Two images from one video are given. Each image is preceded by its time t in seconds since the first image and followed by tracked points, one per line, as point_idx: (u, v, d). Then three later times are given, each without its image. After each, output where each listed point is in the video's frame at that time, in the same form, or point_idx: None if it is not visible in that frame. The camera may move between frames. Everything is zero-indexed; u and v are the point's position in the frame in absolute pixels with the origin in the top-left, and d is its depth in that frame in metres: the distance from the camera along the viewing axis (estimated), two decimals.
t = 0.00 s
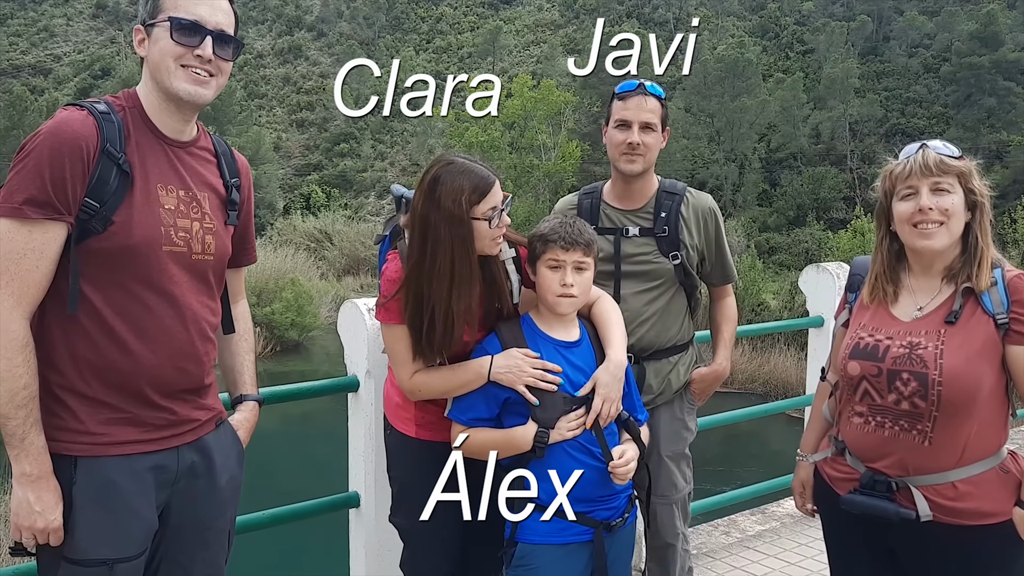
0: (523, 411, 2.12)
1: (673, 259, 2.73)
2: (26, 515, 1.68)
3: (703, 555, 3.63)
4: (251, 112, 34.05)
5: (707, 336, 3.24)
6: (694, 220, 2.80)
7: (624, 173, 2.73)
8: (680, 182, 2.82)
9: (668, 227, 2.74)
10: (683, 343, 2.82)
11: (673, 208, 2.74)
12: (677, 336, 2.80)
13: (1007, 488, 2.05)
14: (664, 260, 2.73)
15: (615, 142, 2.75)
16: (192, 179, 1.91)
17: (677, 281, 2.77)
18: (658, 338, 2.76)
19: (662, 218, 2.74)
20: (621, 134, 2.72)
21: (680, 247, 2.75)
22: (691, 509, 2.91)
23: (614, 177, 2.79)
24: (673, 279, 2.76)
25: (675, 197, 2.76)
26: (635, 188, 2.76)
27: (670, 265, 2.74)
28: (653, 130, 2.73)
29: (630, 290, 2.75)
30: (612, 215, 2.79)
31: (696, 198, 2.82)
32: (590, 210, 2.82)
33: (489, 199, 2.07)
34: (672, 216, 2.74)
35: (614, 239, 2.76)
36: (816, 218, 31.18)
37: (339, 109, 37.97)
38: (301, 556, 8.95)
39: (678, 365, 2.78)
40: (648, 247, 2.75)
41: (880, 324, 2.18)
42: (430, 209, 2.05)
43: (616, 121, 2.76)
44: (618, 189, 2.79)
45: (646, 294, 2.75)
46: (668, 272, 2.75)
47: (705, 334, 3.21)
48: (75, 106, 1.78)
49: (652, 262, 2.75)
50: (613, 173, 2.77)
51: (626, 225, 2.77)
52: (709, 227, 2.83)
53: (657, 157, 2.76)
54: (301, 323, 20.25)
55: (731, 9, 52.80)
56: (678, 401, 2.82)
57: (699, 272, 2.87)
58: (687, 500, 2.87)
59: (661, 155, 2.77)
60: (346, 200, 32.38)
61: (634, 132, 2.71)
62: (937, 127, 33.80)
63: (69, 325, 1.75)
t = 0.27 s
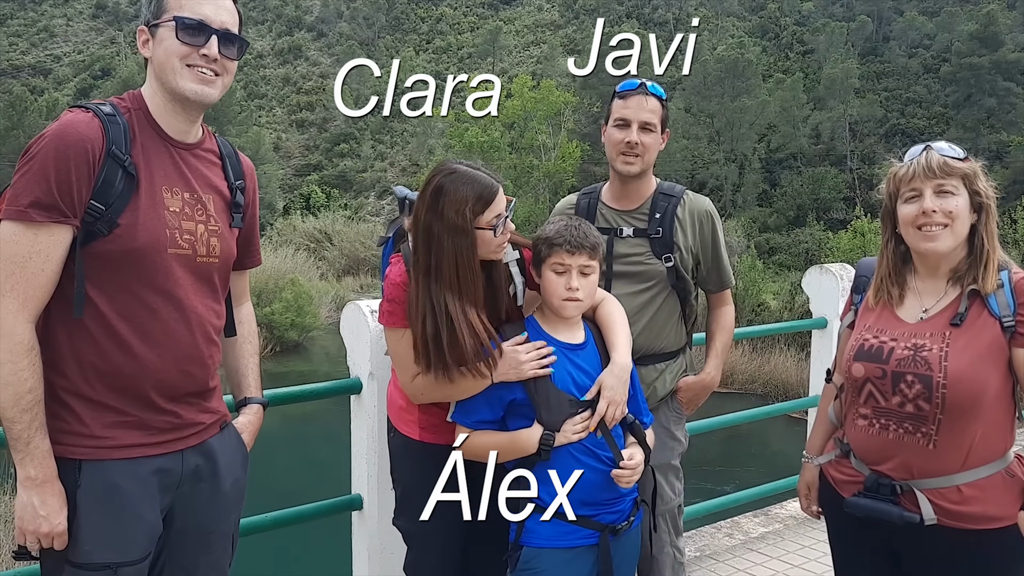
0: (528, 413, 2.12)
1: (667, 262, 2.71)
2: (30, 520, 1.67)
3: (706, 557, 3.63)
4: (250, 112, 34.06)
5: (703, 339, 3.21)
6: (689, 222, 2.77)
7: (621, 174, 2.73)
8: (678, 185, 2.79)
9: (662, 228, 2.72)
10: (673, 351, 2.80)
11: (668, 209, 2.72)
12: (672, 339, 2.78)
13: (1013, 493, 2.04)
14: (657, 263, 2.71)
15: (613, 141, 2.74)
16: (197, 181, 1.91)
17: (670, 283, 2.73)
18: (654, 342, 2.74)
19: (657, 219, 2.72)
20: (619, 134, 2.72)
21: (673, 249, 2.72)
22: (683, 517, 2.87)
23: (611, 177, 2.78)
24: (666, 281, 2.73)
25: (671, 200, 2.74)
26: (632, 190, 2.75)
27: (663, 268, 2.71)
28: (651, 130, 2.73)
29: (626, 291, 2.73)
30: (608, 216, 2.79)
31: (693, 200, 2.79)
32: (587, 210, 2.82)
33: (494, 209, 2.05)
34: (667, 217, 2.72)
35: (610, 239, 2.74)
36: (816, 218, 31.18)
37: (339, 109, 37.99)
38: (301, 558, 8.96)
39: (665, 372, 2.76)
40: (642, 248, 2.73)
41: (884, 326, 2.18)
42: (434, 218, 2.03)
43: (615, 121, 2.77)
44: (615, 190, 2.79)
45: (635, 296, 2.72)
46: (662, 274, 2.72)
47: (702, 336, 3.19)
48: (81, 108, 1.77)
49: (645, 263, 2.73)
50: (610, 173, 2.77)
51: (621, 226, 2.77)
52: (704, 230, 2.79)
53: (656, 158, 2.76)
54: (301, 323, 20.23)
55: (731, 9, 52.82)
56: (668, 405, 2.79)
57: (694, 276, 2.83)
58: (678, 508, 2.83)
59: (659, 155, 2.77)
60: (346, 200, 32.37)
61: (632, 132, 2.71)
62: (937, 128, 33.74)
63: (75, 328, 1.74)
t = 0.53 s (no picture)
0: (528, 415, 2.12)
1: (660, 266, 2.70)
2: (31, 521, 1.67)
3: (707, 557, 3.63)
4: (251, 112, 34.09)
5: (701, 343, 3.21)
6: (684, 226, 2.75)
7: (616, 179, 2.74)
8: (675, 188, 2.79)
9: (656, 233, 2.72)
10: (669, 357, 2.79)
11: (662, 213, 2.72)
12: (668, 341, 2.78)
13: (1013, 494, 2.04)
14: (652, 266, 2.71)
15: (607, 145, 2.76)
16: (199, 184, 1.91)
17: (665, 287, 2.72)
18: (649, 344, 2.75)
19: (652, 222, 2.72)
20: (614, 137, 2.74)
21: (668, 253, 2.71)
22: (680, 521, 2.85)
23: (607, 183, 2.80)
24: (661, 284, 2.72)
25: (666, 204, 2.73)
26: (626, 195, 2.76)
27: (657, 272, 2.71)
28: (647, 135, 2.74)
29: (621, 292, 2.73)
30: (605, 219, 2.79)
31: (688, 202, 2.77)
32: (586, 215, 2.82)
33: (493, 219, 2.05)
34: (661, 221, 2.72)
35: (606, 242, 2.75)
36: (815, 219, 31.22)
37: (339, 109, 38.04)
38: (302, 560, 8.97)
39: (658, 377, 2.76)
40: (636, 253, 2.73)
41: (885, 327, 2.18)
42: (434, 225, 2.03)
43: (612, 125, 2.78)
44: (611, 195, 2.79)
45: (634, 300, 2.72)
46: (656, 278, 2.71)
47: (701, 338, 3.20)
48: (84, 109, 1.77)
49: (640, 266, 2.73)
50: (606, 177, 2.78)
51: (617, 230, 2.77)
52: (700, 234, 2.76)
53: (653, 161, 2.77)
54: (301, 324, 20.26)
55: (731, 10, 52.85)
56: (663, 406, 2.78)
57: (691, 280, 2.81)
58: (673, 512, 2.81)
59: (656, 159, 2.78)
60: (346, 201, 32.44)
61: (628, 135, 2.72)
62: (937, 128, 33.70)
63: (77, 329, 1.74)
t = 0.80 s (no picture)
0: (526, 415, 2.13)
1: (659, 266, 2.71)
2: (32, 520, 1.68)
3: (705, 557, 3.64)
4: (251, 113, 34.09)
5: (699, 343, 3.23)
6: (683, 226, 2.75)
7: (614, 179, 2.75)
8: (673, 188, 2.79)
9: (654, 233, 2.72)
10: (670, 357, 2.80)
11: (661, 213, 2.73)
12: (667, 342, 2.78)
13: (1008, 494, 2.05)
14: (649, 267, 2.72)
15: (606, 146, 2.77)
16: (198, 185, 1.92)
17: (661, 287, 2.73)
18: (645, 346, 2.76)
19: (649, 222, 2.72)
20: (611, 138, 2.75)
21: (666, 254, 2.72)
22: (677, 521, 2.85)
23: (606, 183, 2.80)
24: (657, 284, 2.72)
25: (664, 204, 2.74)
26: (624, 195, 2.77)
27: (655, 273, 2.71)
28: (644, 136, 2.75)
29: (617, 292, 2.74)
30: (603, 220, 2.80)
31: (687, 202, 2.78)
32: (584, 215, 2.83)
33: (492, 222, 2.06)
34: (659, 221, 2.72)
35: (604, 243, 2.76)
36: (815, 219, 31.22)
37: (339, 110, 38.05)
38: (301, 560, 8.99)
39: (659, 377, 2.77)
40: (635, 253, 2.73)
41: (880, 326, 2.19)
42: (431, 226, 2.03)
43: (610, 126, 2.79)
44: (610, 195, 2.80)
45: (635, 300, 2.73)
46: (654, 278, 2.72)
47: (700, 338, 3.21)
48: (83, 111, 1.78)
49: (638, 267, 2.74)
50: (604, 178, 2.80)
51: (615, 230, 2.78)
52: (697, 234, 2.76)
53: (651, 162, 2.78)
54: (301, 325, 20.28)
55: (731, 10, 52.88)
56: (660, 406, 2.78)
57: (689, 280, 2.81)
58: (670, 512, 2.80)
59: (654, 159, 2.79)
60: (345, 202, 32.47)
61: (625, 136, 2.73)
62: (937, 129, 33.64)
63: (77, 329, 1.75)
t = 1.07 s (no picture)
0: (524, 414, 2.14)
1: (666, 265, 2.72)
2: (32, 515, 1.69)
3: (703, 556, 3.65)
4: (251, 114, 34.11)
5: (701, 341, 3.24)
6: (687, 225, 2.77)
7: (615, 182, 2.75)
8: (675, 187, 2.80)
9: (660, 232, 2.73)
10: (675, 355, 2.82)
11: (665, 212, 2.73)
12: (671, 340, 2.80)
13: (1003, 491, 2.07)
14: (656, 266, 2.73)
15: (606, 149, 2.76)
16: (195, 184, 1.93)
17: (668, 285, 2.74)
18: (646, 345, 2.75)
19: (654, 222, 2.73)
20: (611, 142, 2.73)
21: (672, 253, 2.73)
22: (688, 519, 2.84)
23: (608, 184, 2.80)
24: (665, 283, 2.74)
25: (668, 202, 2.74)
26: (629, 195, 2.77)
27: (662, 271, 2.73)
28: (645, 139, 2.74)
29: (621, 292, 2.74)
30: (605, 219, 2.80)
31: (690, 202, 2.80)
32: (585, 214, 2.83)
33: (490, 222, 2.06)
34: (664, 221, 2.73)
35: (608, 243, 2.76)
36: (815, 220, 31.25)
37: (338, 110, 38.09)
38: (300, 558, 9.00)
39: (665, 375, 2.78)
40: (640, 252, 2.74)
41: (876, 327, 2.20)
42: (430, 228, 2.04)
43: (611, 129, 2.77)
44: (611, 195, 2.80)
45: (639, 299, 2.74)
46: (660, 277, 2.73)
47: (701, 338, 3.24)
48: (80, 113, 1.79)
49: (643, 266, 2.75)
50: (606, 180, 2.79)
51: (619, 230, 2.78)
52: (702, 233, 2.79)
53: (652, 164, 2.76)
54: (301, 325, 20.30)
55: (731, 10, 52.94)
56: (667, 406, 2.79)
57: (693, 276, 2.84)
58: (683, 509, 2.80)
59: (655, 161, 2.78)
60: (345, 203, 32.49)
61: (624, 141, 2.71)
62: (936, 129, 33.61)
63: (77, 330, 1.76)
